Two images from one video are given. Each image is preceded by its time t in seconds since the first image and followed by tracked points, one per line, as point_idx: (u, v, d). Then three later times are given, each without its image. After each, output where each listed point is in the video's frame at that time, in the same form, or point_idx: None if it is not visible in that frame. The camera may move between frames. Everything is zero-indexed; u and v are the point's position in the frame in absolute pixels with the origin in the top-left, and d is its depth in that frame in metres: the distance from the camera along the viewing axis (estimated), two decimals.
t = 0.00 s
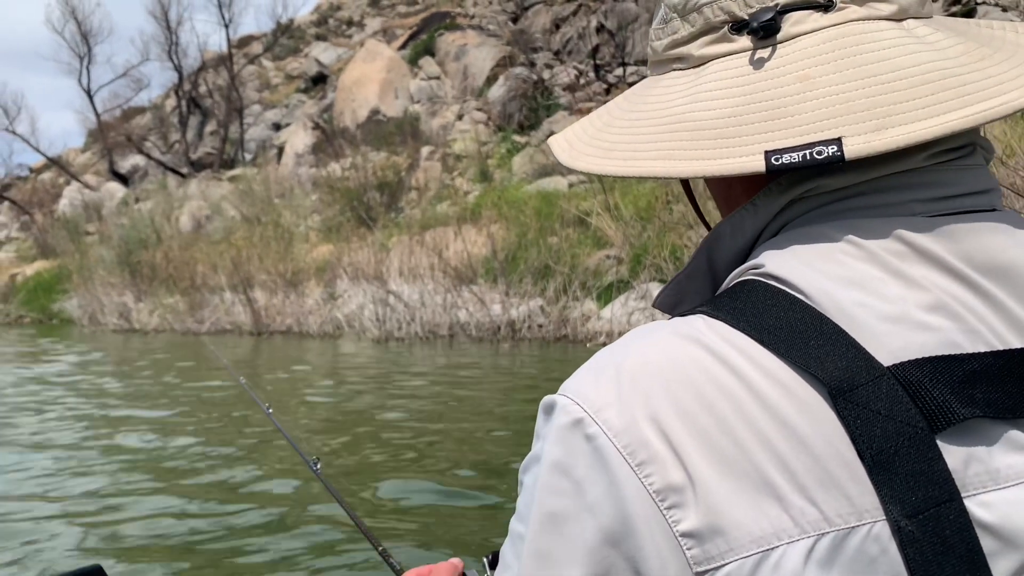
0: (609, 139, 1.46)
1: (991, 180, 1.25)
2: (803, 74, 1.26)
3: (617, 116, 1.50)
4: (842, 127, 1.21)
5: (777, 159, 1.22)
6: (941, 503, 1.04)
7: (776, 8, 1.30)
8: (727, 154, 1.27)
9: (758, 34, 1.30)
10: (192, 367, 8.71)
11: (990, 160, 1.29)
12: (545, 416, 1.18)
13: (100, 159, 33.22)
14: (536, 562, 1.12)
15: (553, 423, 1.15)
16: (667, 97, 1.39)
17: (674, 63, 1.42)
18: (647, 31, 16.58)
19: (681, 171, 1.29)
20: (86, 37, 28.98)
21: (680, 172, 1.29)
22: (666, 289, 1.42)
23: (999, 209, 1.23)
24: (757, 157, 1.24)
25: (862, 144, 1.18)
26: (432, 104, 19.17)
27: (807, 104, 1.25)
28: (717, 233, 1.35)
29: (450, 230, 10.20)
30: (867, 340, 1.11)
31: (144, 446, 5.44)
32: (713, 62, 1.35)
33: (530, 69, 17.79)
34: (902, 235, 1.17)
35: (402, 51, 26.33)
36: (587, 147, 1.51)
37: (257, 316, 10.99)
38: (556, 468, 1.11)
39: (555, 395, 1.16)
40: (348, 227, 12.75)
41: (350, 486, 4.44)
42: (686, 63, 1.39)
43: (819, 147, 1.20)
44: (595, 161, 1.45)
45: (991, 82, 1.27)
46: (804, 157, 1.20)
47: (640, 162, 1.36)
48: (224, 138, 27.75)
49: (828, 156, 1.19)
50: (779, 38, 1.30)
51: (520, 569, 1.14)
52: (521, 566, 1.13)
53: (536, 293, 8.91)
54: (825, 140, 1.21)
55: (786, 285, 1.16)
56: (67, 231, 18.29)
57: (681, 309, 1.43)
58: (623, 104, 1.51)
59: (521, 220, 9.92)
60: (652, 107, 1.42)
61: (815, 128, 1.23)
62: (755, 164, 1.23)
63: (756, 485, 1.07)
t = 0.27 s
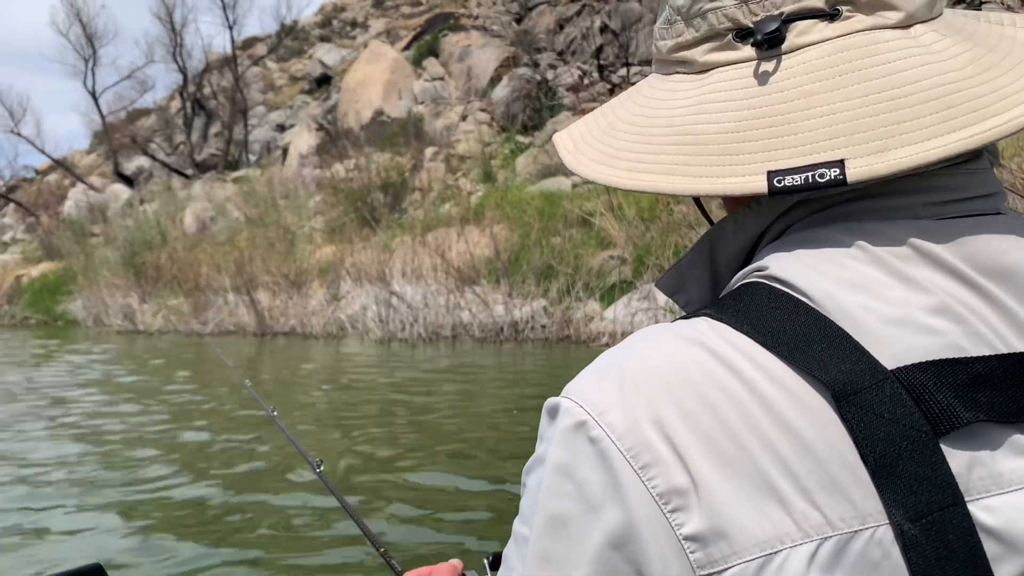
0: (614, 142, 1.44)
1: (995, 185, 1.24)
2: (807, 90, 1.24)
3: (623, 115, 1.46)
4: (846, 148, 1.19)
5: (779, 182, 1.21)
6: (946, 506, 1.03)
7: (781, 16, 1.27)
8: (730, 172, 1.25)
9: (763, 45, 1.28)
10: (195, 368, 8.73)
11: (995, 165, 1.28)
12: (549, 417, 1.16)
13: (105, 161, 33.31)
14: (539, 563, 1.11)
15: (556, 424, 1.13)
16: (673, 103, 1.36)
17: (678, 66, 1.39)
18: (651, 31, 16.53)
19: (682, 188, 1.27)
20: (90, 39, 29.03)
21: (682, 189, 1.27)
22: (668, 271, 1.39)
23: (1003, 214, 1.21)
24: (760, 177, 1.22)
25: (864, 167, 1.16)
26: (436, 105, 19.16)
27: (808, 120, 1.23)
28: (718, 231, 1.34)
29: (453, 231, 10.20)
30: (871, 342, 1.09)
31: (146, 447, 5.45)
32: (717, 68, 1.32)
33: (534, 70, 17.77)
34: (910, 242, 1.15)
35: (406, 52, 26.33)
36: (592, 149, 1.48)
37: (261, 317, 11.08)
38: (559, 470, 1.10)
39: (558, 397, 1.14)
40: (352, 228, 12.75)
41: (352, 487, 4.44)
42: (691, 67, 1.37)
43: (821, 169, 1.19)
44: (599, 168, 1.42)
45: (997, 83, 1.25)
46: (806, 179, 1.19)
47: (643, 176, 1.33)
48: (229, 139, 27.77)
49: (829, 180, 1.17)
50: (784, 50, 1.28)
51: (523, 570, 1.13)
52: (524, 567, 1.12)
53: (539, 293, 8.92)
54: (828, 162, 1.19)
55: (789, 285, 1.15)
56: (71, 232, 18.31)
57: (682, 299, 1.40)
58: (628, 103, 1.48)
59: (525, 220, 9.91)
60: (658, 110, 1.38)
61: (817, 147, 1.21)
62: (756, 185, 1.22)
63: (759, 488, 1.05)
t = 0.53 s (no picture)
0: (622, 131, 1.37)
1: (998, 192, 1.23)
2: (832, 95, 1.21)
3: (631, 101, 1.40)
4: (873, 161, 1.17)
5: (803, 190, 1.18)
6: (948, 509, 1.01)
7: (806, 15, 1.22)
8: (753, 176, 1.21)
9: (788, 46, 1.23)
10: (199, 369, 8.73)
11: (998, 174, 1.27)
12: (550, 420, 1.15)
13: (111, 162, 33.39)
14: (541, 567, 1.10)
15: (557, 428, 1.12)
16: (689, 94, 1.31)
17: (692, 56, 1.34)
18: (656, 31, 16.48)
19: (701, 189, 1.23)
20: (96, 40, 29.09)
21: (703, 190, 1.23)
22: (669, 275, 1.36)
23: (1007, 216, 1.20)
24: (781, 184, 1.19)
25: (888, 180, 1.15)
26: (441, 106, 19.16)
27: (827, 125, 1.20)
28: (721, 231, 1.33)
29: (457, 231, 10.19)
30: (871, 343, 1.08)
31: (148, 448, 5.44)
32: (736, 64, 1.27)
33: (539, 70, 17.74)
34: (916, 246, 1.14)
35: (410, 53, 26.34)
36: (599, 136, 1.42)
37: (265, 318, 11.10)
38: (561, 474, 1.09)
39: (559, 401, 1.13)
40: (356, 229, 12.76)
41: (354, 487, 4.43)
42: (707, 60, 1.31)
43: (845, 180, 1.16)
44: (608, 157, 1.36)
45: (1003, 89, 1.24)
46: (830, 189, 1.16)
47: (659, 171, 1.28)
48: (234, 140, 27.80)
49: (852, 191, 1.15)
50: (807, 51, 1.24)
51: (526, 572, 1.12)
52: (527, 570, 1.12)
53: (543, 293, 8.91)
54: (851, 172, 1.17)
55: (789, 287, 1.13)
56: (76, 234, 18.34)
57: (685, 302, 1.38)
58: (635, 88, 1.42)
59: (528, 220, 9.90)
60: (671, 98, 1.33)
61: (844, 156, 1.18)
62: (779, 193, 1.19)
63: (761, 492, 1.04)
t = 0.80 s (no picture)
0: (650, 117, 1.27)
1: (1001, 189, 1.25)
2: (897, 92, 1.20)
3: (659, 83, 1.30)
4: (945, 161, 1.16)
5: (893, 192, 1.13)
6: (952, 507, 1.00)
7: (864, 8, 1.20)
8: (833, 173, 1.15)
9: (850, 39, 1.21)
10: (203, 369, 8.74)
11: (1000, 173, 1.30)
12: (550, 419, 1.12)
13: (117, 163, 33.49)
14: (542, 567, 1.06)
15: (558, 426, 1.09)
16: (735, 82, 1.23)
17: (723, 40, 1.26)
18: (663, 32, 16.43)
19: (784, 191, 1.15)
20: (103, 42, 29.18)
21: (786, 192, 1.15)
22: (669, 282, 1.35)
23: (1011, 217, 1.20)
24: (868, 185, 1.14)
25: (971, 180, 1.15)
26: (446, 107, 19.16)
27: (893, 119, 1.19)
28: (724, 233, 1.29)
29: (462, 232, 10.18)
30: (873, 341, 1.06)
31: (152, 448, 5.45)
32: (786, 53, 1.22)
33: (544, 71, 17.70)
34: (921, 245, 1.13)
35: (416, 54, 26.36)
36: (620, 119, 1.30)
37: (270, 318, 11.08)
38: (563, 473, 1.05)
39: (558, 399, 1.10)
40: (360, 229, 12.77)
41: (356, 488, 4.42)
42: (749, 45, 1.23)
43: (933, 181, 1.14)
44: (650, 148, 1.25)
45: (1009, 96, 1.25)
46: (920, 191, 1.13)
47: (727, 168, 1.19)
48: (239, 141, 27.84)
49: (943, 193, 1.13)
50: (872, 43, 1.22)
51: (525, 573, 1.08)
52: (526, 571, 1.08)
53: (547, 294, 8.88)
54: (935, 174, 1.15)
55: (793, 283, 1.12)
56: (82, 235, 18.39)
57: (685, 307, 1.36)
58: (657, 70, 1.31)
59: (533, 221, 9.89)
60: (712, 85, 1.24)
61: (917, 155, 1.17)
62: (872, 196, 1.12)
63: (765, 490, 1.02)
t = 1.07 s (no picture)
0: (674, 112, 1.25)
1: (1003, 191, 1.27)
2: (924, 92, 1.20)
3: (674, 79, 1.28)
4: (973, 161, 1.17)
5: (927, 193, 1.13)
6: (952, 506, 1.00)
7: (886, 7, 1.20)
8: (865, 173, 1.15)
9: (875, 37, 1.21)
10: (209, 369, 8.78)
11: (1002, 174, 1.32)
12: (552, 417, 1.11)
13: (126, 164, 33.66)
14: (542, 565, 1.06)
15: (560, 425, 1.08)
16: (763, 81, 1.21)
17: (743, 36, 1.24)
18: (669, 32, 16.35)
19: (817, 190, 1.14)
20: (111, 43, 29.31)
21: (819, 192, 1.14)
22: (668, 289, 1.36)
23: (1008, 218, 1.20)
24: (901, 185, 1.13)
25: (996, 183, 1.15)
26: (453, 108, 19.20)
27: (921, 119, 1.19)
28: (724, 234, 1.29)
29: (467, 233, 10.18)
30: (873, 339, 1.06)
31: (156, 447, 5.47)
32: (808, 50, 1.21)
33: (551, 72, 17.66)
34: (926, 247, 1.13)
35: (423, 55, 26.39)
36: (644, 118, 1.27)
37: (276, 318, 11.13)
38: (564, 471, 1.04)
39: (561, 397, 1.09)
40: (366, 231, 12.80)
41: (359, 488, 4.42)
42: (771, 43, 1.22)
43: (961, 183, 1.15)
44: (670, 144, 1.23)
45: (1010, 100, 1.26)
46: (949, 193, 1.14)
47: (756, 166, 1.17)
48: (247, 143, 27.91)
49: (971, 194, 1.14)
50: (898, 43, 1.22)
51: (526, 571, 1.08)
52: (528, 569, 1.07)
53: (552, 295, 8.87)
54: (963, 176, 1.16)
55: (793, 283, 1.12)
56: (90, 235, 18.49)
57: (683, 312, 1.39)
58: (670, 65, 1.30)
59: (538, 222, 9.90)
60: (732, 81, 1.23)
61: (945, 155, 1.17)
62: (910, 198, 1.12)
63: (767, 489, 1.01)
